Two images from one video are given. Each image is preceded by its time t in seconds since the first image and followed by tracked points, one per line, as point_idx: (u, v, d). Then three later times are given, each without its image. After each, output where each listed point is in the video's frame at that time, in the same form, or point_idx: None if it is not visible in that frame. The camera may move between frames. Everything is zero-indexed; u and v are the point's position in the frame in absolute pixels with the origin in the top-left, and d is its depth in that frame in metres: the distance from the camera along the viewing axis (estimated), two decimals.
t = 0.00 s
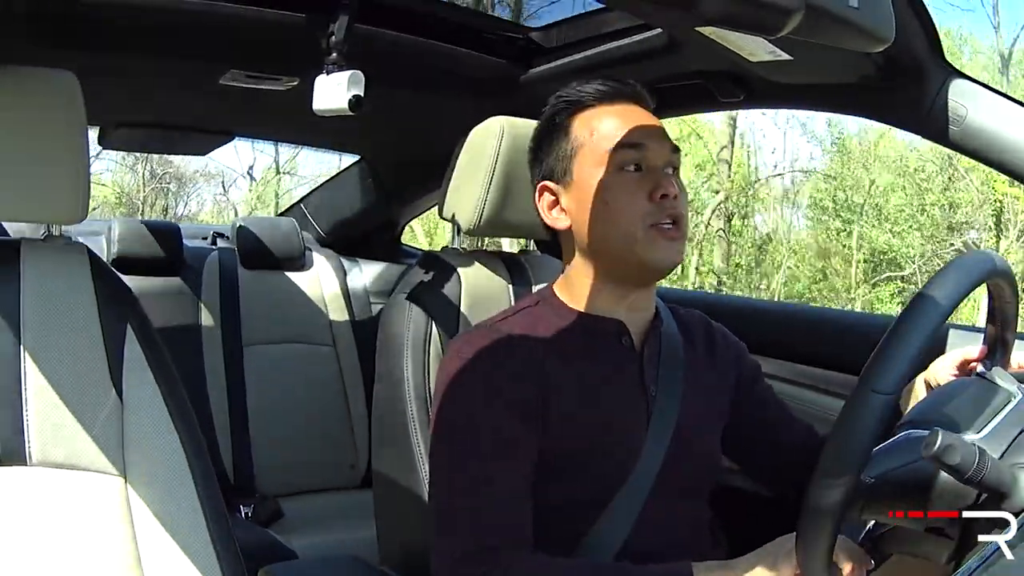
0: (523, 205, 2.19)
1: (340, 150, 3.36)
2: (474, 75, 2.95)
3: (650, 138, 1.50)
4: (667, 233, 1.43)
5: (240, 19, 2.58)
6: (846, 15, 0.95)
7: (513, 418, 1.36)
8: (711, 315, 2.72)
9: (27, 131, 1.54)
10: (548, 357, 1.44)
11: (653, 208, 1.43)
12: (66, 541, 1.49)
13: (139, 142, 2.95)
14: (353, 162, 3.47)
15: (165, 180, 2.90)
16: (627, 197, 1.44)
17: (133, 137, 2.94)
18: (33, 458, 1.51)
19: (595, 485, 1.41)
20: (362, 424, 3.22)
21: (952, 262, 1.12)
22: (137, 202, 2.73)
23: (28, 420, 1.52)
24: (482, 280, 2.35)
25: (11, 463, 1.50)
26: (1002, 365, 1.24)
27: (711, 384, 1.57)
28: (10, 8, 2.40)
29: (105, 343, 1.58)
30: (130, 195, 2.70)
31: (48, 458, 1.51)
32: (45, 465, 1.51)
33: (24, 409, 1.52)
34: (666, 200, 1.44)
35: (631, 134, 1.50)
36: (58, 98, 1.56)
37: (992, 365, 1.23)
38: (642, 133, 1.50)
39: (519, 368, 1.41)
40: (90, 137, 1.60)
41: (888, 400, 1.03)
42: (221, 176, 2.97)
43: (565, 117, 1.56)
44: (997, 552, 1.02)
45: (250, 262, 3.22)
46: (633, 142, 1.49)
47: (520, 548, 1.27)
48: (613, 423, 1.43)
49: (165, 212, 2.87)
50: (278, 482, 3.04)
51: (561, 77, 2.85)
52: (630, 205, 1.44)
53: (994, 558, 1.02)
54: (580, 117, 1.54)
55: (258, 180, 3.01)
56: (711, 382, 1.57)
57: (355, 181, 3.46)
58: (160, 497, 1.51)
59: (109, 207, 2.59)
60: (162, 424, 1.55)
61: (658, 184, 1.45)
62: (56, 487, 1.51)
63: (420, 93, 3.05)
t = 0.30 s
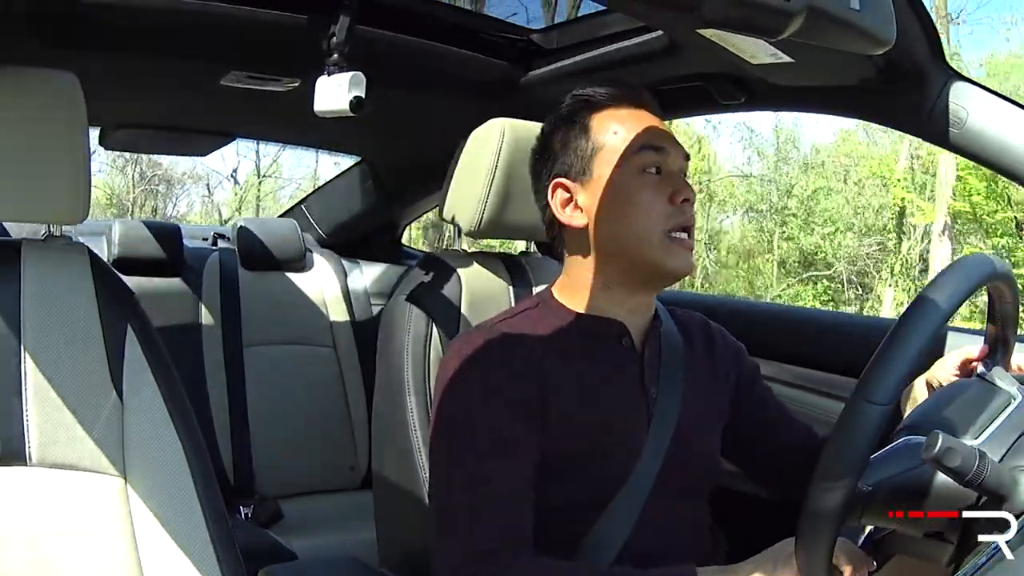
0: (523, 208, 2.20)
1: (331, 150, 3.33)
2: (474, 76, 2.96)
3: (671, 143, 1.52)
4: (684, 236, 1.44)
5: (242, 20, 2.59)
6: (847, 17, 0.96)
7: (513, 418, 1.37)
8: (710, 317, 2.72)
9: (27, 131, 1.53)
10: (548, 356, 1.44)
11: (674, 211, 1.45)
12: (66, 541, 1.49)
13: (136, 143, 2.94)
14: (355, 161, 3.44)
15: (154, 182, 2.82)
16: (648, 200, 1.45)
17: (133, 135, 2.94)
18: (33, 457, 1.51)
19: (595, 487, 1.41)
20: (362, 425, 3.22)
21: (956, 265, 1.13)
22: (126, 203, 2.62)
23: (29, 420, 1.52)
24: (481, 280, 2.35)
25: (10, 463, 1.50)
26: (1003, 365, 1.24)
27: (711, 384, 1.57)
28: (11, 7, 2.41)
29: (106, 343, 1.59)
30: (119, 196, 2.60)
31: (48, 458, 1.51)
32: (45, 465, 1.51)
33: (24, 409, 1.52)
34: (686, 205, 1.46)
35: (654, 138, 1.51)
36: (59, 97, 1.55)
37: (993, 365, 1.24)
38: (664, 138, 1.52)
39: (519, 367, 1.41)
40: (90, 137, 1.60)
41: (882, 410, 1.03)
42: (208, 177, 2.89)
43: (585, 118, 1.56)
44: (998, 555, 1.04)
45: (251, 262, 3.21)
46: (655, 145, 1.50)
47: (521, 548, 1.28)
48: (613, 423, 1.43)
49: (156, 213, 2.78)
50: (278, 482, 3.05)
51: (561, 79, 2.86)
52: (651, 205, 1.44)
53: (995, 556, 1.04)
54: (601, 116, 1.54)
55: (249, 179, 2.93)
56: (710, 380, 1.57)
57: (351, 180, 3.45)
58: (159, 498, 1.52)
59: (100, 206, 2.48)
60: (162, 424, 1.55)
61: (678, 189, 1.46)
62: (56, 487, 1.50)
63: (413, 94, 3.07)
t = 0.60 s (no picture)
0: (524, 210, 2.20)
1: (309, 147, 3.35)
2: (476, 77, 2.95)
3: (647, 146, 1.50)
4: (652, 239, 1.43)
5: (243, 20, 2.59)
6: (847, 17, 0.95)
7: (514, 417, 1.36)
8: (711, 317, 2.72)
9: (27, 131, 1.53)
10: (546, 356, 1.44)
11: (642, 215, 1.43)
12: (69, 541, 1.48)
13: (137, 145, 3.00)
14: (357, 162, 3.46)
15: (143, 182, 2.80)
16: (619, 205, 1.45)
17: (133, 136, 3.00)
18: (34, 458, 1.50)
19: (597, 488, 1.41)
20: (364, 426, 3.23)
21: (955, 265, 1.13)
22: (117, 201, 2.56)
23: (30, 420, 1.51)
24: (482, 278, 2.34)
25: (11, 463, 1.49)
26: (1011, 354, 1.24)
27: (710, 382, 1.57)
28: (12, 7, 2.41)
29: (107, 343, 1.58)
30: (110, 196, 2.53)
31: (49, 458, 1.50)
32: (46, 466, 1.50)
33: (25, 409, 1.51)
34: (655, 208, 1.44)
35: (626, 141, 1.50)
36: (59, 97, 1.54)
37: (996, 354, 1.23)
38: (640, 140, 1.50)
39: (519, 366, 1.41)
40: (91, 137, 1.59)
41: (883, 409, 1.06)
42: (197, 177, 2.92)
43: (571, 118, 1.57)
44: (997, 557, 1.05)
45: (251, 263, 3.23)
46: (626, 148, 1.49)
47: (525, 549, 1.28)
48: (613, 422, 1.43)
49: (147, 213, 2.74)
50: (280, 483, 3.05)
51: (563, 78, 2.85)
52: (617, 211, 1.44)
53: (995, 561, 1.05)
54: (582, 120, 1.55)
55: (235, 179, 2.93)
56: (709, 377, 1.57)
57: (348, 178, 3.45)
58: (160, 498, 1.51)
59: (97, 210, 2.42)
60: (163, 424, 1.54)
61: (649, 192, 1.45)
62: (57, 488, 1.49)
63: (418, 95, 3.04)
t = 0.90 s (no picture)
0: (525, 210, 2.21)
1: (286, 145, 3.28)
2: (478, 77, 2.96)
3: (638, 148, 1.47)
4: (632, 248, 1.42)
5: (246, 19, 2.59)
6: (848, 18, 0.97)
7: (507, 420, 1.33)
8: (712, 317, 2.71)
9: (29, 130, 1.52)
10: (539, 357, 1.41)
11: (623, 221, 1.42)
12: (69, 541, 1.47)
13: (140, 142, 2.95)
14: (359, 162, 3.44)
15: (132, 182, 2.76)
16: (598, 212, 1.43)
17: (134, 136, 2.95)
18: (34, 457, 1.48)
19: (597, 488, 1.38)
20: (365, 425, 3.24)
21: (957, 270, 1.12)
22: (107, 202, 2.56)
23: (32, 419, 1.49)
24: (484, 279, 2.32)
25: (12, 462, 1.47)
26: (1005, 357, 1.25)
27: (709, 375, 1.54)
28: (15, 8, 2.42)
29: (107, 343, 1.56)
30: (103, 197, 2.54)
31: (49, 457, 1.49)
32: (46, 465, 1.48)
33: (25, 408, 1.50)
34: (637, 214, 1.42)
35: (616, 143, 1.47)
36: (60, 95, 1.54)
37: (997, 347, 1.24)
38: (631, 143, 1.47)
39: (518, 368, 1.38)
40: (93, 135, 1.58)
41: (887, 406, 1.01)
42: (184, 179, 2.87)
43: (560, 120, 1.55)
44: (998, 557, 1.05)
45: (253, 263, 3.22)
46: (615, 151, 1.47)
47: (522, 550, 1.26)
48: (603, 425, 1.39)
49: (136, 212, 2.73)
50: (282, 482, 3.06)
51: (562, 80, 2.88)
52: (598, 217, 1.43)
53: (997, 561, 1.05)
54: (579, 119, 1.52)
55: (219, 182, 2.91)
56: (707, 369, 1.55)
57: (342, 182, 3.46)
58: (159, 497, 1.49)
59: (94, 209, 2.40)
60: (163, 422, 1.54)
61: (631, 198, 1.43)
62: (58, 487, 1.48)
63: (434, 98, 3.07)
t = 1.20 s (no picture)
0: (527, 213, 2.22)
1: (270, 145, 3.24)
2: (482, 78, 2.98)
3: (662, 161, 1.45)
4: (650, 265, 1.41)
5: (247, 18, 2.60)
6: (852, 19, 0.97)
7: (505, 422, 1.33)
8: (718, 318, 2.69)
9: (30, 130, 1.52)
10: (540, 357, 1.40)
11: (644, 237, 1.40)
12: (71, 542, 1.47)
13: (146, 143, 2.96)
14: (364, 163, 3.46)
15: (120, 184, 2.67)
16: (621, 225, 1.41)
17: (136, 137, 2.95)
18: (38, 457, 1.50)
19: (597, 488, 1.38)
20: (369, 426, 3.23)
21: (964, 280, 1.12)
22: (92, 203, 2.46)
23: (35, 420, 1.51)
24: (489, 282, 2.42)
25: (17, 462, 1.49)
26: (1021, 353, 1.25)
27: (711, 371, 1.54)
28: (15, 8, 2.43)
29: (112, 344, 1.57)
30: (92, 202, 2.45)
31: (52, 457, 1.50)
32: (49, 465, 1.50)
33: (30, 409, 1.51)
34: (659, 233, 1.41)
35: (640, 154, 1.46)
36: (61, 95, 1.54)
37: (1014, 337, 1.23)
38: (653, 155, 1.46)
39: (519, 370, 1.38)
40: (96, 135, 1.59)
41: (886, 413, 1.00)
42: (170, 179, 2.78)
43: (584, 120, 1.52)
44: (999, 561, 1.05)
45: (257, 263, 3.23)
46: (640, 161, 1.45)
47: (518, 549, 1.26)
48: (603, 428, 1.39)
49: (123, 213, 2.65)
50: (286, 483, 3.05)
51: (565, 82, 2.88)
52: (619, 229, 1.42)
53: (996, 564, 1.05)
54: (601, 122, 1.50)
55: (204, 183, 2.84)
56: (711, 365, 1.55)
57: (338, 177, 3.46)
58: (160, 496, 1.51)
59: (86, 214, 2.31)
60: (168, 421, 1.54)
61: (654, 214, 1.42)
62: (60, 487, 1.49)
63: (431, 98, 3.09)
